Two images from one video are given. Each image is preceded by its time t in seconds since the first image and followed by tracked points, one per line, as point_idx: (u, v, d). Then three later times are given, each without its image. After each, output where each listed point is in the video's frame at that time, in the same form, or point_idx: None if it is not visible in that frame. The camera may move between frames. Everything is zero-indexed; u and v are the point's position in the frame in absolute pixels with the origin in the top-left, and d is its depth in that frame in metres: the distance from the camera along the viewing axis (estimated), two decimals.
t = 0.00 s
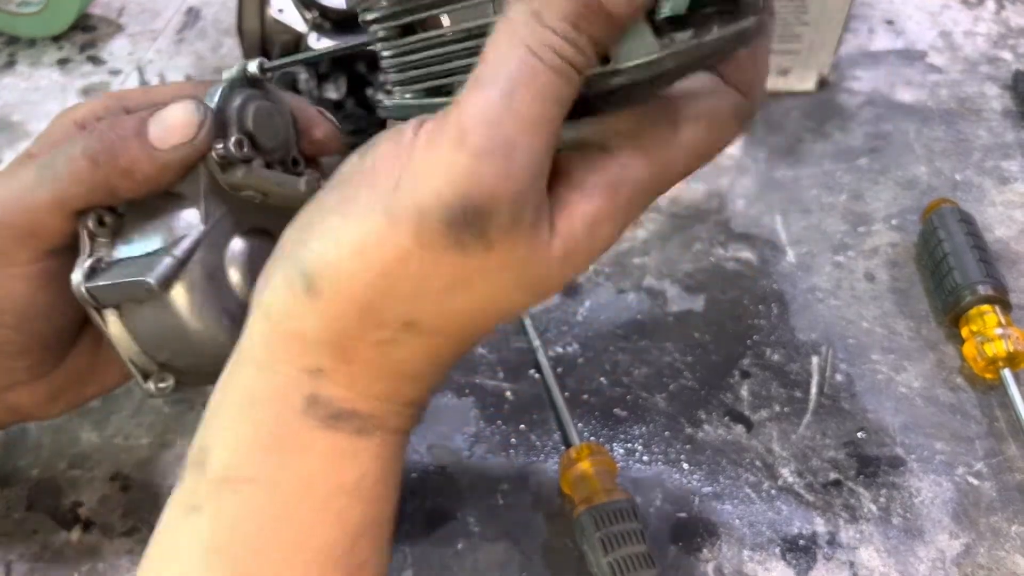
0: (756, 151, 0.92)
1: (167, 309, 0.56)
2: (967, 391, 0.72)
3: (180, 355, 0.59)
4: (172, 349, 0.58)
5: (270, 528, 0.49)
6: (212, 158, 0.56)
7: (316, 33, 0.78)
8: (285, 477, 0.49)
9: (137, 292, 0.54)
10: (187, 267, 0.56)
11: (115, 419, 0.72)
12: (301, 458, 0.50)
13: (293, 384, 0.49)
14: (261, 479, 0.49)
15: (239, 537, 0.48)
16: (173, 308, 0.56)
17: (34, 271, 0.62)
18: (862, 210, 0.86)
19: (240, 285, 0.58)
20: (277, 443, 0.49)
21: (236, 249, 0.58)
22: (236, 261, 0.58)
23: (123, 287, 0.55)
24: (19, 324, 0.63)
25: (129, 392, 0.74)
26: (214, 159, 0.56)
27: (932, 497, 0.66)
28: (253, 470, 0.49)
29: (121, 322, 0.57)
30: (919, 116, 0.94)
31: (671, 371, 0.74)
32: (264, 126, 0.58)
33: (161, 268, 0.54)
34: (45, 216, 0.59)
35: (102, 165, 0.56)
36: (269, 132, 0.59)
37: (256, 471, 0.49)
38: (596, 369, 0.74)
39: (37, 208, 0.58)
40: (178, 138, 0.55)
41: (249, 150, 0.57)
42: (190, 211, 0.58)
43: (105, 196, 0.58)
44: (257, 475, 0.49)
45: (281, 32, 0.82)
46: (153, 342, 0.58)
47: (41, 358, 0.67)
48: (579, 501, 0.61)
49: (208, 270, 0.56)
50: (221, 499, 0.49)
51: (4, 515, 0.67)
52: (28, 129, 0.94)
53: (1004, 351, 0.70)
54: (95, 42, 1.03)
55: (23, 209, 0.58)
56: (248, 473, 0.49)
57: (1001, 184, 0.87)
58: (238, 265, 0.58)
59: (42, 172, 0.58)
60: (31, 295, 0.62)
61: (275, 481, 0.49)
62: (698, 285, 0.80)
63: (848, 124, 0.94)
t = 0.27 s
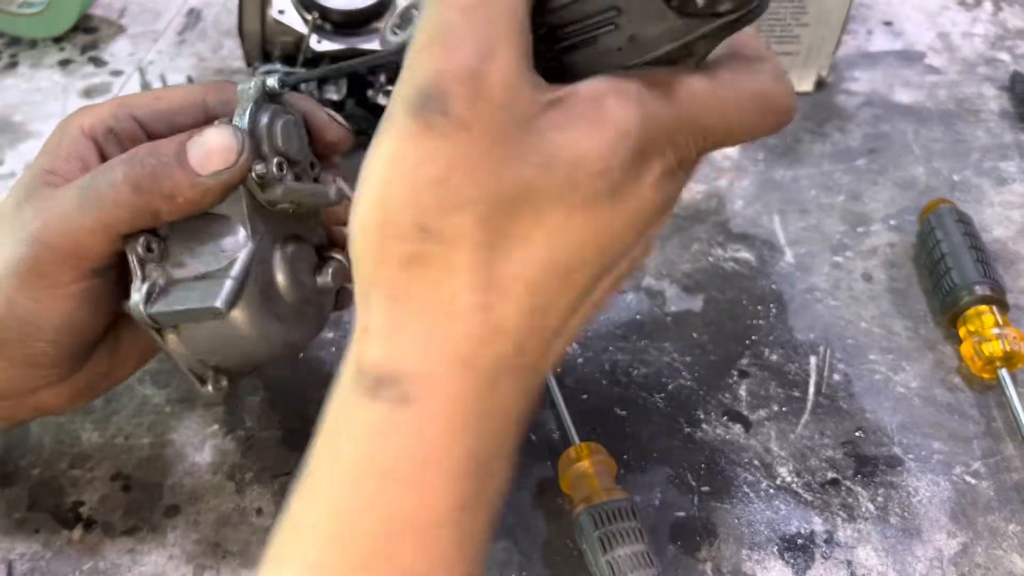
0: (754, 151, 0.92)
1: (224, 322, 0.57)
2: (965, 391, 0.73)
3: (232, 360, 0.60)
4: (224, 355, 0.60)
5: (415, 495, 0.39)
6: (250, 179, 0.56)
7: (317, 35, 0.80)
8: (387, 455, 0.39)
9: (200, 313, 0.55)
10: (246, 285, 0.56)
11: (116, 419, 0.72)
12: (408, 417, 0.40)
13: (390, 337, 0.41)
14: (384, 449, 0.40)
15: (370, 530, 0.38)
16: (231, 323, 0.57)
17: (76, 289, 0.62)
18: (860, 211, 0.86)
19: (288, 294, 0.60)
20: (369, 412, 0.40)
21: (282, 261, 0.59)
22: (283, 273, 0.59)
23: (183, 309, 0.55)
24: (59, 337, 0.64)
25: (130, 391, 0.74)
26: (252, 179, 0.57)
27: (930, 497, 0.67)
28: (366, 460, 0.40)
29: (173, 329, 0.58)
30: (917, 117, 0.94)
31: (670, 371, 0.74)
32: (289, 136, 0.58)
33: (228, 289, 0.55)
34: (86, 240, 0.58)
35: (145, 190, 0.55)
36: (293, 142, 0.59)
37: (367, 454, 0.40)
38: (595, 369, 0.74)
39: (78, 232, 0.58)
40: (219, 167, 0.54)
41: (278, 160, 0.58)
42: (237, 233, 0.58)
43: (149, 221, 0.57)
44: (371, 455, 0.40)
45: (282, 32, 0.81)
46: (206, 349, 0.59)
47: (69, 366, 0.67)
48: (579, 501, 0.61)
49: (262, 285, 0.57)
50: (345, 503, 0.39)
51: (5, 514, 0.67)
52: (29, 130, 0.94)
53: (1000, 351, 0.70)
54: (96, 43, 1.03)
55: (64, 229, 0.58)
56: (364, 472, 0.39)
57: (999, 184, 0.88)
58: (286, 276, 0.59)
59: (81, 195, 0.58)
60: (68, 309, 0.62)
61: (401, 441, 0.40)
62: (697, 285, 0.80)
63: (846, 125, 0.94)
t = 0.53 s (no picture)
0: (753, 151, 0.92)
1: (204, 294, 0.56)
2: (965, 391, 0.73)
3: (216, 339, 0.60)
4: (207, 334, 0.59)
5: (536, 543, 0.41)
6: (246, 159, 0.57)
7: (317, 35, 0.80)
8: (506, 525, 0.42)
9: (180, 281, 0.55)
10: (228, 262, 0.56)
11: (115, 419, 0.72)
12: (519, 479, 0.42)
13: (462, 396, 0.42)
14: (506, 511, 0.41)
15: None
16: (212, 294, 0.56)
17: (74, 261, 0.61)
18: (860, 210, 0.86)
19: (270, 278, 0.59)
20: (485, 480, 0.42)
21: (269, 244, 0.59)
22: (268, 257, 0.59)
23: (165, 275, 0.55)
24: (54, 311, 0.64)
25: (130, 391, 0.74)
26: (248, 161, 0.57)
27: (930, 497, 0.67)
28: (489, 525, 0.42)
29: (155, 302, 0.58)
30: (917, 117, 0.94)
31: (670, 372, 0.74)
32: (291, 123, 0.59)
33: (210, 261, 0.55)
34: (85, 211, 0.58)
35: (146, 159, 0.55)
36: (295, 128, 0.59)
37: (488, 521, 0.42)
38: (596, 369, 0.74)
39: (73, 202, 0.57)
40: (215, 141, 0.54)
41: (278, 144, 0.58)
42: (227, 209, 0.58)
43: (145, 192, 0.57)
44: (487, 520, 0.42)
45: (282, 32, 0.81)
46: (190, 326, 0.59)
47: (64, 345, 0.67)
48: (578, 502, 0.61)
49: (246, 265, 0.57)
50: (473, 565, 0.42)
51: (5, 514, 0.67)
52: (30, 130, 0.94)
53: (1000, 350, 0.70)
54: (96, 43, 1.03)
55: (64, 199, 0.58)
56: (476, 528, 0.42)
57: (999, 184, 0.88)
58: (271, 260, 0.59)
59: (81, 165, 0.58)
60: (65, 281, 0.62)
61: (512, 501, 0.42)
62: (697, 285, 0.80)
63: (846, 125, 0.94)
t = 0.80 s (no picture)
0: (753, 151, 0.92)
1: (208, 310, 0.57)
2: (964, 391, 0.73)
3: (224, 351, 0.60)
4: (218, 343, 0.59)
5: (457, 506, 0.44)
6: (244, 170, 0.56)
7: (317, 35, 0.80)
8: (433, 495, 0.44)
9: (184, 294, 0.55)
10: (231, 276, 0.56)
11: (115, 419, 0.72)
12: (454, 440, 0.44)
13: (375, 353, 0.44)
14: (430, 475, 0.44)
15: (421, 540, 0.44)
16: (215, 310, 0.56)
17: (55, 248, 0.62)
18: (859, 211, 0.86)
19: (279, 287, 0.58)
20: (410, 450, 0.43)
21: (275, 254, 0.58)
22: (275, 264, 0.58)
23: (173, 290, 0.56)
24: (35, 297, 0.64)
25: (130, 391, 0.74)
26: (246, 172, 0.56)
27: (929, 497, 0.67)
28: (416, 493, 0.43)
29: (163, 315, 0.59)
30: (916, 117, 0.94)
31: (669, 371, 0.74)
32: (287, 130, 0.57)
33: (213, 276, 0.55)
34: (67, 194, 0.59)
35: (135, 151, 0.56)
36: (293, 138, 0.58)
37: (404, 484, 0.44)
38: (595, 369, 0.75)
39: (60, 188, 0.58)
40: (211, 149, 0.54)
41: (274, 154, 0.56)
42: (231, 223, 0.58)
43: (131, 187, 0.58)
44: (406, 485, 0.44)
45: (282, 32, 0.82)
46: (201, 339, 0.59)
47: (47, 336, 0.68)
48: (578, 501, 0.61)
49: (250, 276, 0.56)
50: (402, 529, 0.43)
51: (5, 514, 0.67)
52: (30, 130, 0.94)
53: (1000, 351, 0.70)
54: (96, 43, 1.04)
55: (48, 185, 0.59)
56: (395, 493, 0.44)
57: (998, 185, 0.88)
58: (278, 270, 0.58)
59: (71, 155, 0.58)
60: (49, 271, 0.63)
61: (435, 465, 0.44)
62: (696, 285, 0.80)
63: (845, 125, 0.94)
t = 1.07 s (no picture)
0: (753, 151, 0.92)
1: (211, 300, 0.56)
2: (964, 391, 0.73)
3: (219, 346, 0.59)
4: (224, 338, 0.58)
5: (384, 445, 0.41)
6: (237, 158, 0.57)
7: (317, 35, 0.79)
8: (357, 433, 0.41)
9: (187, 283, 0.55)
10: (232, 262, 0.56)
11: (115, 419, 0.72)
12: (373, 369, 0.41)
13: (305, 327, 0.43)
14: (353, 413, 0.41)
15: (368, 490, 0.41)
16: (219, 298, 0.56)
17: (51, 247, 0.63)
18: (859, 211, 0.86)
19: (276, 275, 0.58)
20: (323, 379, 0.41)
21: (272, 242, 0.59)
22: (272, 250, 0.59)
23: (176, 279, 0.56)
24: (34, 298, 0.64)
25: (130, 391, 0.74)
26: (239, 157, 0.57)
27: (929, 496, 0.67)
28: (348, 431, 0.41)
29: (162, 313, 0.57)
30: (916, 117, 0.95)
31: (669, 371, 0.74)
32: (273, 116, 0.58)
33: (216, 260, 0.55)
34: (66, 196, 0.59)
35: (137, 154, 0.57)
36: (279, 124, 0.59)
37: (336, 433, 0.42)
38: (595, 369, 0.75)
39: (56, 189, 0.59)
40: (204, 145, 0.56)
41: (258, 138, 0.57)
42: (225, 213, 0.59)
43: (125, 184, 0.59)
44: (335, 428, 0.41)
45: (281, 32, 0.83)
46: (205, 335, 0.58)
47: (51, 336, 0.68)
48: (578, 501, 0.62)
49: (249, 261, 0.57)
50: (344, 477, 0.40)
51: (5, 514, 0.67)
52: (30, 130, 0.94)
53: (999, 350, 0.70)
54: (96, 43, 1.04)
55: (41, 185, 0.59)
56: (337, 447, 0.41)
57: (998, 185, 0.88)
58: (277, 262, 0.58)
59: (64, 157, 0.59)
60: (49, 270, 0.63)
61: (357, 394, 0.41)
62: (696, 285, 0.80)
63: (845, 125, 0.94)
